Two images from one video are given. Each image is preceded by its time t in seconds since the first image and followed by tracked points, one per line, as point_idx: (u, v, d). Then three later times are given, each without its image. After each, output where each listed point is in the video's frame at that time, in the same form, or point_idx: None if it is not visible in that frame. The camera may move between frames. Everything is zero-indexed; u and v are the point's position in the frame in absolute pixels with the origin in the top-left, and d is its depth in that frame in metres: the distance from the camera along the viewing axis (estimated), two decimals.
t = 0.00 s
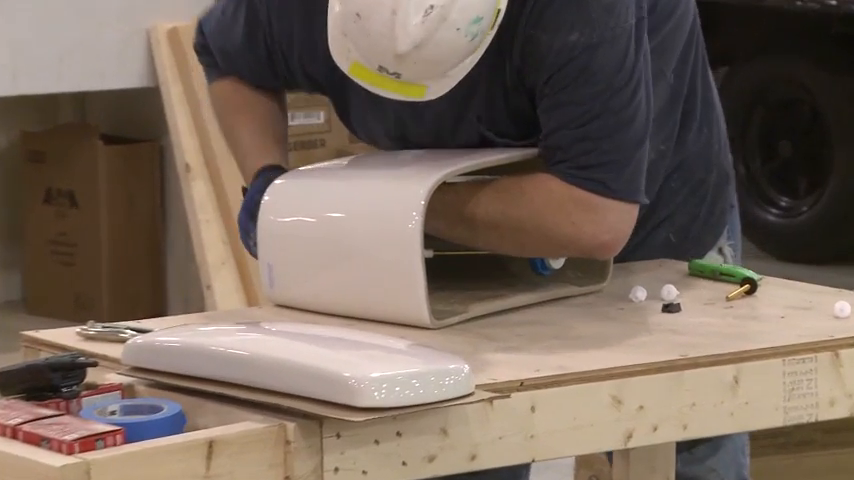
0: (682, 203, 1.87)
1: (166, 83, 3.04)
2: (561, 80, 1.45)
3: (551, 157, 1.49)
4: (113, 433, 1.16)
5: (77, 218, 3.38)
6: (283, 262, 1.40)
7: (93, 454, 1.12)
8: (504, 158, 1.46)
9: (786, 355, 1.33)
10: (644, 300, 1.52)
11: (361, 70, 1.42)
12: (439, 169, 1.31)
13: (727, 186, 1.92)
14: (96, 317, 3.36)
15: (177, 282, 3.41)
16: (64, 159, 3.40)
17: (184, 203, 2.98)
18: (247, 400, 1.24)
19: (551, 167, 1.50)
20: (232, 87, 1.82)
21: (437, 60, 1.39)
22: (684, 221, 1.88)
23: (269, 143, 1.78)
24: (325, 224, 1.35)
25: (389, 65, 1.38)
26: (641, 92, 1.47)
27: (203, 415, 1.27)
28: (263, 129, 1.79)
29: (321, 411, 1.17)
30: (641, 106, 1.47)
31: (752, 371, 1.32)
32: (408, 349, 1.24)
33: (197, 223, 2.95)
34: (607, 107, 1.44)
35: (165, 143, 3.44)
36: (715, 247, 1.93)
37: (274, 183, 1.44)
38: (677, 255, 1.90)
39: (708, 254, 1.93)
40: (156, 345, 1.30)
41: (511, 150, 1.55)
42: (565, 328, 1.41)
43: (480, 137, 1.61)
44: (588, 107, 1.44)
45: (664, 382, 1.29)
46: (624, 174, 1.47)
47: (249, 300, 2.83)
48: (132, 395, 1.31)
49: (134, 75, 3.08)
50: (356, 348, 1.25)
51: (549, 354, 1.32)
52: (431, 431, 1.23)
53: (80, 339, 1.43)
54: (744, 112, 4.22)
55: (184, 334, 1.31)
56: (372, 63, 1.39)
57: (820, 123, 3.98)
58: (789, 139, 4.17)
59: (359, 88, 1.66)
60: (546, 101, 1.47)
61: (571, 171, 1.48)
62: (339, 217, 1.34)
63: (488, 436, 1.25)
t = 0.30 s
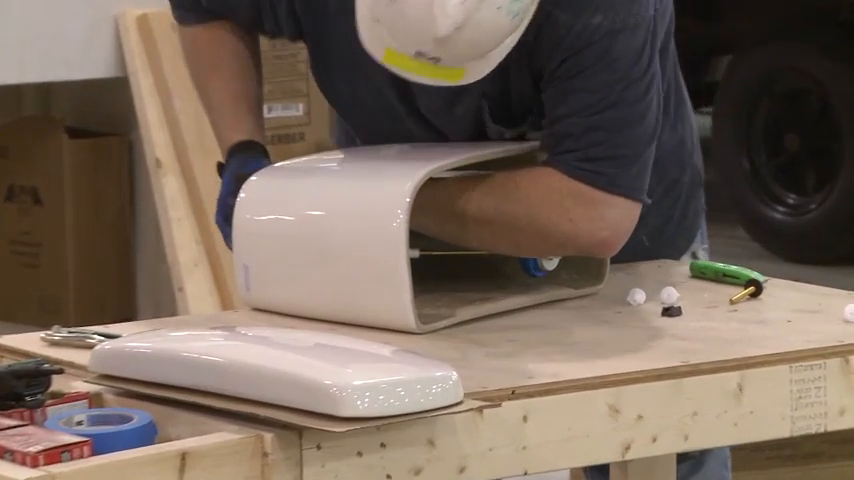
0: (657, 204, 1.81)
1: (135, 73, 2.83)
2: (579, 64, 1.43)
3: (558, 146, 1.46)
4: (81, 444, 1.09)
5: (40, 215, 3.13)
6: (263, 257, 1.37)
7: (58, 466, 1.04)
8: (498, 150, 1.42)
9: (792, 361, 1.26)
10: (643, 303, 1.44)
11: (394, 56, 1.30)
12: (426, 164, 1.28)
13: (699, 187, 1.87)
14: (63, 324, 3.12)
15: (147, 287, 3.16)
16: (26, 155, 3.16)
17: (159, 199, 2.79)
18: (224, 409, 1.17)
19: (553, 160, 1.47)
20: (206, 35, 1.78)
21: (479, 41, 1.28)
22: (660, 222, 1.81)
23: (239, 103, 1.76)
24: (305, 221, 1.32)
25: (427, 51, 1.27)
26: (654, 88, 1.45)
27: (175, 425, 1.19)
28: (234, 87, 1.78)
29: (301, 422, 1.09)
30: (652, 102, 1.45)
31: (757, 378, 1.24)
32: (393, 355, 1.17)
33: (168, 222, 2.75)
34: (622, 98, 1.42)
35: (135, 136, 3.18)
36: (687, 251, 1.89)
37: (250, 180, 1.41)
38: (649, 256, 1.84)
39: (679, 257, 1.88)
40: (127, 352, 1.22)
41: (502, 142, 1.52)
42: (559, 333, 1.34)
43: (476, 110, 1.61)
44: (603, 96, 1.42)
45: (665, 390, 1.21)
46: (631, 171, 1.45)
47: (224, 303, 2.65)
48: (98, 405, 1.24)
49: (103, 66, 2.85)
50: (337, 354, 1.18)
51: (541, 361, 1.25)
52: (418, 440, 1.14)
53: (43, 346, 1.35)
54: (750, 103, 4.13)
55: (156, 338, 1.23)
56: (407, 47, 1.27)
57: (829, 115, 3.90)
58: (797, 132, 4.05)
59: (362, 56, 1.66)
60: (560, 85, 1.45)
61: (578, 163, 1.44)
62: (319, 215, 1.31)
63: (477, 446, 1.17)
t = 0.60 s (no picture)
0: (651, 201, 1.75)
1: (106, 63, 2.73)
2: (597, 40, 1.39)
3: (567, 126, 1.42)
4: (49, 456, 1.02)
5: (4, 214, 2.97)
6: (245, 255, 1.35)
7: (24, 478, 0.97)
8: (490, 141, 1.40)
9: (803, 368, 1.20)
10: (645, 307, 1.39)
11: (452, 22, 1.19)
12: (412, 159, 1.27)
13: (692, 185, 1.82)
14: (28, 330, 2.97)
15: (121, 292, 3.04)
16: None
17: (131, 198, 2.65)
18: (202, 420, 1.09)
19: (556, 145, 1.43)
20: (192, 13, 1.75)
21: None
22: (653, 220, 1.76)
23: (216, 86, 1.71)
24: (287, 220, 1.31)
25: (493, 4, 1.16)
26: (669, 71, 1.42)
27: (149, 437, 1.12)
28: (212, 70, 1.73)
29: (284, 433, 1.01)
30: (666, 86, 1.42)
31: (765, 385, 1.18)
32: (379, 362, 1.09)
33: (141, 220, 2.62)
34: (640, 78, 1.39)
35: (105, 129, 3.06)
36: (682, 252, 1.83)
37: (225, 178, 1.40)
38: (641, 255, 1.79)
39: (675, 257, 1.82)
40: (99, 358, 1.16)
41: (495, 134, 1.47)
42: (556, 338, 1.27)
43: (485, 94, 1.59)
44: (620, 75, 1.39)
45: (668, 397, 1.14)
46: (641, 156, 1.41)
47: (200, 307, 2.53)
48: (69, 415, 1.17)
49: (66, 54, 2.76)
50: (321, 359, 1.10)
51: (536, 367, 1.18)
52: (407, 451, 1.07)
53: (11, 354, 1.29)
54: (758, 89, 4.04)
55: (130, 344, 1.17)
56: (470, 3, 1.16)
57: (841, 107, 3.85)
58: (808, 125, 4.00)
59: (366, 39, 1.62)
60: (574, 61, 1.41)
61: (587, 145, 1.41)
62: (304, 214, 1.29)
63: (469, 458, 1.09)
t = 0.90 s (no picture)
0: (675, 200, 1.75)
1: (83, 53, 2.63)
2: (625, 16, 1.39)
3: (599, 107, 1.41)
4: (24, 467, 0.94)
5: None
6: (232, 253, 1.30)
7: None
8: (493, 133, 1.34)
9: (822, 375, 1.14)
10: (655, 310, 1.33)
11: None
12: (415, 151, 1.21)
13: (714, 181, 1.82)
14: None
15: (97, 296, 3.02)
16: None
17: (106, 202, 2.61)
18: (184, 429, 1.02)
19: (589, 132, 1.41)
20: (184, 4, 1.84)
21: None
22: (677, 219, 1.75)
23: (201, 75, 1.81)
24: (275, 219, 1.25)
25: None
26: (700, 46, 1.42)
27: (129, 448, 1.05)
28: (200, 60, 1.82)
29: (272, 445, 0.93)
30: (701, 61, 1.41)
31: (781, 393, 1.11)
32: (374, 368, 1.02)
33: (121, 219, 2.57)
34: (672, 52, 1.37)
35: (83, 122, 3.01)
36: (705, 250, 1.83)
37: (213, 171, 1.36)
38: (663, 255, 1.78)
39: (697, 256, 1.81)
40: (77, 365, 1.10)
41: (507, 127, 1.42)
42: (563, 343, 1.21)
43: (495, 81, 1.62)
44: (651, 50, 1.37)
45: (682, 405, 1.08)
46: (681, 131, 1.39)
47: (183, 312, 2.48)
48: (43, 425, 1.10)
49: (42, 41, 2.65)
50: (311, 365, 1.03)
51: (540, 373, 1.12)
52: (403, 463, 0.98)
53: None
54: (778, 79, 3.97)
55: (109, 351, 1.10)
56: None
57: None
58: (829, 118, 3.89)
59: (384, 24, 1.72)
60: (605, 39, 1.41)
61: (624, 124, 1.39)
62: (292, 212, 1.24)
63: (469, 471, 1.01)
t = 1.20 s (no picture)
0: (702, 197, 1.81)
1: (65, 40, 2.34)
2: None
3: (678, 74, 1.30)
4: None
5: None
6: (222, 253, 1.25)
7: None
8: (502, 126, 1.28)
9: (846, 382, 1.08)
10: (670, 314, 1.27)
11: None
12: (417, 146, 1.15)
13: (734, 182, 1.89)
14: None
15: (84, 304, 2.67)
16: None
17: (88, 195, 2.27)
18: (171, 439, 0.96)
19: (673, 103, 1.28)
20: None
21: None
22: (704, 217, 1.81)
23: (206, 67, 1.80)
24: (266, 217, 1.20)
25: None
26: None
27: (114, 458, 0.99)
28: (205, 52, 1.81)
29: (265, 456, 0.87)
30: (773, 10, 1.29)
31: (803, 401, 1.06)
32: (372, 374, 0.96)
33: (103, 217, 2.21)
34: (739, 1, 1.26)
35: (65, 114, 2.66)
36: (728, 248, 1.89)
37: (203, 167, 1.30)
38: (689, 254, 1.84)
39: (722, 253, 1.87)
40: (60, 370, 1.04)
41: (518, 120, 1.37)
42: (572, 349, 1.16)
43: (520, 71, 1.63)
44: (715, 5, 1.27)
45: (700, 414, 1.02)
46: (768, 78, 1.25)
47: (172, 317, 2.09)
48: (23, 433, 1.04)
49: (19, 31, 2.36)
50: (306, 371, 0.97)
51: (549, 380, 1.06)
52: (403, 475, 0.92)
53: None
54: (799, 71, 3.90)
55: (93, 356, 1.05)
56: None
57: None
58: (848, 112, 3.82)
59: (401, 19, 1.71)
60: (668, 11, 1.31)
61: (702, 84, 1.26)
62: (287, 210, 1.18)
63: None
